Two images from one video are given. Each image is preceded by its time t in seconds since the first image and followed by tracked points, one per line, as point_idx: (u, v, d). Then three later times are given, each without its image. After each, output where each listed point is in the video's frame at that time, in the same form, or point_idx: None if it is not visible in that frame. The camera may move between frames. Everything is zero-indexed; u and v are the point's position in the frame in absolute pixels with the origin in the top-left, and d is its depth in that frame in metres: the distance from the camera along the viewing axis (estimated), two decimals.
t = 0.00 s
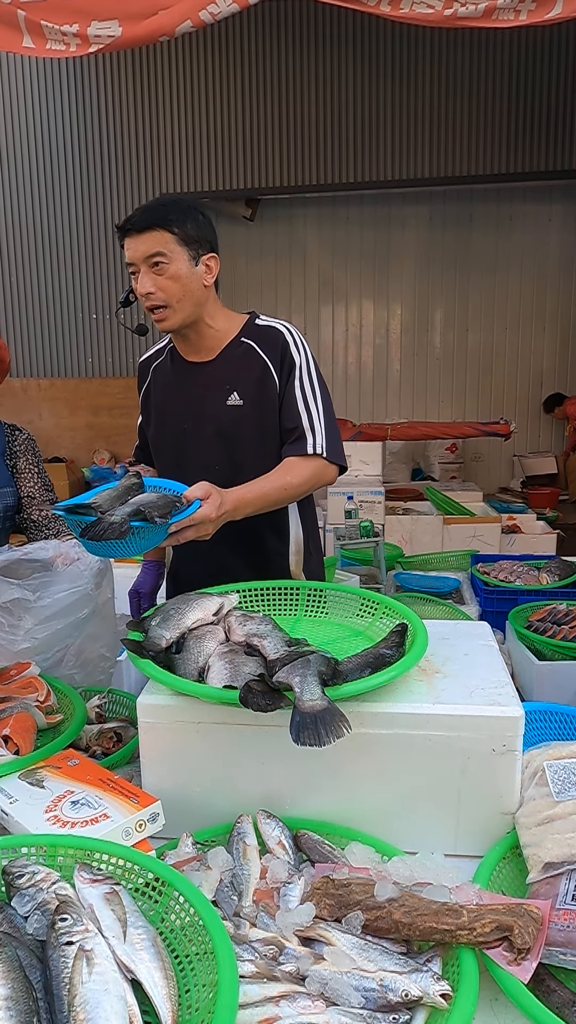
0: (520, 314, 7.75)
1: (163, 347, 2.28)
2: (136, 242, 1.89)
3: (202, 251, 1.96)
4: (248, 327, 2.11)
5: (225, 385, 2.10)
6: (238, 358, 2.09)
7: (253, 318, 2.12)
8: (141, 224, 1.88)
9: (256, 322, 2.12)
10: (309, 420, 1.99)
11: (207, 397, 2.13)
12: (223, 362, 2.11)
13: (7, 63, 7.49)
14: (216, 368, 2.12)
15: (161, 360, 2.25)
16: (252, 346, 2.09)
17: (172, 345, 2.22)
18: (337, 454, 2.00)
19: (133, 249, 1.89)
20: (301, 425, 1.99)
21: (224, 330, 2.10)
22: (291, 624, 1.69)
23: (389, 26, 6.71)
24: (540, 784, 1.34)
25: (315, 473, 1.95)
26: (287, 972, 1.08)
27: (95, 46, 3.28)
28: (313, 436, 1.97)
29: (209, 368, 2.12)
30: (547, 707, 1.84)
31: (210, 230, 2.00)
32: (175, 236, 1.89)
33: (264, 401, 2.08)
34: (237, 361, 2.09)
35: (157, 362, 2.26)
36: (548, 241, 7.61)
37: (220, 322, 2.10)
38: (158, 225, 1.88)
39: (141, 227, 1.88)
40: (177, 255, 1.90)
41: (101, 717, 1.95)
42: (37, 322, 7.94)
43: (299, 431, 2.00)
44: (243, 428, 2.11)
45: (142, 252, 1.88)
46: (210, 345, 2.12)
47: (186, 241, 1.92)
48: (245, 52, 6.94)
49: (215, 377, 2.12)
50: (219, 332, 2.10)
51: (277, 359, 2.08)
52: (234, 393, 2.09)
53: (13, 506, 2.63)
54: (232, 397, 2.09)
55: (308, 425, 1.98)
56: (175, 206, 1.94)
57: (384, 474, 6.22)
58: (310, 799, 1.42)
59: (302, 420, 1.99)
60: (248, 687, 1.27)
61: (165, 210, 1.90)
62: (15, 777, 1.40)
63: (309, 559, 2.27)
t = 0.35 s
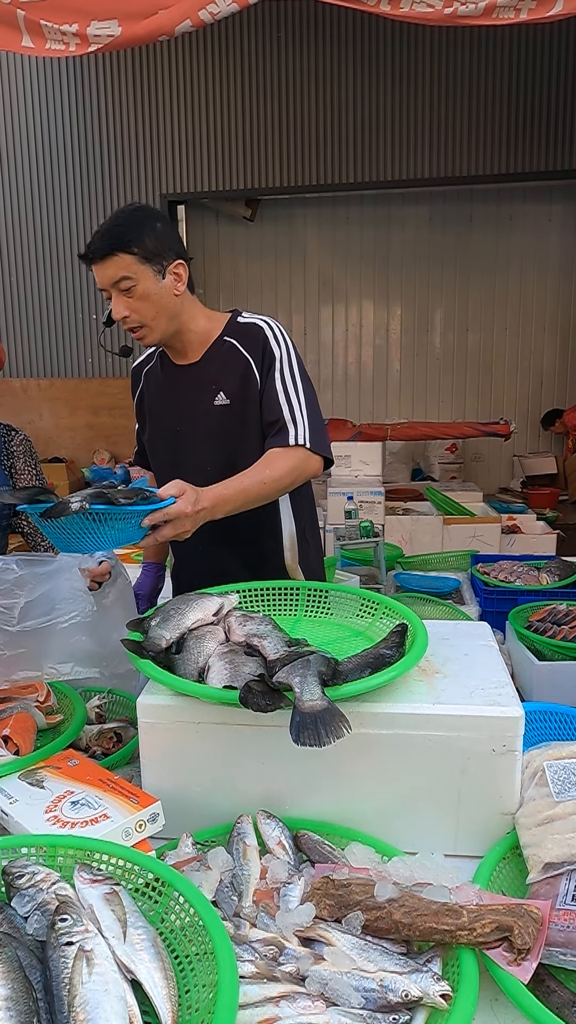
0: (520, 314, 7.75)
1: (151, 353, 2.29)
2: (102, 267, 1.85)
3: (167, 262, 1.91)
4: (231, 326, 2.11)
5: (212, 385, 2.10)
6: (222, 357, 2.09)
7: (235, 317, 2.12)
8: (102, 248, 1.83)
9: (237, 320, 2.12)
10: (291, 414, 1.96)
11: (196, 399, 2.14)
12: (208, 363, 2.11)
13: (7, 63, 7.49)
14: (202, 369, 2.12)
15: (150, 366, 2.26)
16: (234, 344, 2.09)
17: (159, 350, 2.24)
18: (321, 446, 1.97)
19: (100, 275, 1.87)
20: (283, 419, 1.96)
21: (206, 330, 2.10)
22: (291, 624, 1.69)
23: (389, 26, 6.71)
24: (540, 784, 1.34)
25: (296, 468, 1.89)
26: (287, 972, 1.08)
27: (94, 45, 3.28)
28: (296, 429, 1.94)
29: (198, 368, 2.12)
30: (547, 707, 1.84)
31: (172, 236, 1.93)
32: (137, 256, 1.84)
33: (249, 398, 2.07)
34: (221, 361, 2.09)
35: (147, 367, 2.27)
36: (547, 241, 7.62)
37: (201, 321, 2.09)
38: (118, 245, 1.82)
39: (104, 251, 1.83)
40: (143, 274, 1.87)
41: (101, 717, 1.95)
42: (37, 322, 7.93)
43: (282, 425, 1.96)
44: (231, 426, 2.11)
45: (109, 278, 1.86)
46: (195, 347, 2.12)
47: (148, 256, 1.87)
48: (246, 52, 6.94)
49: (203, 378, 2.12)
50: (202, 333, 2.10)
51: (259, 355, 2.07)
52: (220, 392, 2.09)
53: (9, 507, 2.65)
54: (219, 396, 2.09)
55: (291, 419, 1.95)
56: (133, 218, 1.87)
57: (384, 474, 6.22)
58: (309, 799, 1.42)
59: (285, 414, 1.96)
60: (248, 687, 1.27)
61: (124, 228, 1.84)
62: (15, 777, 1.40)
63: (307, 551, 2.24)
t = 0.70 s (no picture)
0: (520, 314, 7.75)
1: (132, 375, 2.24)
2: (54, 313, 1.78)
3: (113, 288, 1.82)
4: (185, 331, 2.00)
5: (175, 399, 2.03)
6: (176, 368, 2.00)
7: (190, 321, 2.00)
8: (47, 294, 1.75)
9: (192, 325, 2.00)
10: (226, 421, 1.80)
11: (169, 415, 2.09)
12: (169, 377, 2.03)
13: (7, 63, 7.49)
14: (165, 384, 2.05)
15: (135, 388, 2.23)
16: (183, 352, 1.98)
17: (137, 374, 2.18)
18: (263, 450, 1.77)
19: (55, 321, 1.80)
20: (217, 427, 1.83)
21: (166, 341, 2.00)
22: (291, 624, 1.69)
23: (389, 28, 6.71)
24: (540, 784, 1.35)
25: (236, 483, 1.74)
26: (287, 972, 1.08)
27: (95, 47, 3.28)
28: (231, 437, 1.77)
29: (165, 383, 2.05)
30: (547, 707, 1.84)
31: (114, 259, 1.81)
32: (83, 293, 1.76)
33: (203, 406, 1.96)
34: (175, 373, 2.01)
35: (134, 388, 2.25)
36: (548, 242, 7.62)
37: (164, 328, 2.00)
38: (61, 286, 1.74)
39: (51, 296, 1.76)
40: (95, 309, 1.80)
41: (101, 717, 1.95)
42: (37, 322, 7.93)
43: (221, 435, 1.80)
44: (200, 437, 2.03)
45: (63, 321, 1.80)
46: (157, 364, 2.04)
47: (95, 287, 1.78)
48: (245, 52, 6.93)
49: (168, 392, 2.05)
50: (163, 345, 1.99)
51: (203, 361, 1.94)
52: (182, 407, 2.02)
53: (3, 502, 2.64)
54: (182, 411, 2.02)
55: (225, 426, 1.79)
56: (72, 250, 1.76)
57: (384, 474, 6.22)
58: (310, 799, 1.42)
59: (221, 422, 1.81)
60: (248, 687, 1.27)
61: (63, 268, 1.74)
62: (15, 776, 1.40)
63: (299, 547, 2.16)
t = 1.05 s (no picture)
0: (520, 314, 7.74)
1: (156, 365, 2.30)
2: (105, 292, 1.78)
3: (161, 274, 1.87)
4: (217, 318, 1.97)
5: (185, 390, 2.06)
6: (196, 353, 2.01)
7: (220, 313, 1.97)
8: (92, 275, 1.75)
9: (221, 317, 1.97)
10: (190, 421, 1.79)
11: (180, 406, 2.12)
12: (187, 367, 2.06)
13: (7, 63, 7.49)
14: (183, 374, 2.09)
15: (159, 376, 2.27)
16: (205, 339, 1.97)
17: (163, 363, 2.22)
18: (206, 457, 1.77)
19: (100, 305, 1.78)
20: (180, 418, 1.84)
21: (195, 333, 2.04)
22: (291, 624, 1.69)
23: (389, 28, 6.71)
24: (540, 784, 1.35)
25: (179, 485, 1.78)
26: (287, 972, 1.08)
27: (96, 48, 3.28)
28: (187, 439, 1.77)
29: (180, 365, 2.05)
30: (547, 707, 1.84)
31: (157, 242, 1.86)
32: (135, 273, 1.78)
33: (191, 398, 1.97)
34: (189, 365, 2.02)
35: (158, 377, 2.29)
36: (548, 242, 7.62)
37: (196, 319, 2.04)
38: (112, 264, 1.75)
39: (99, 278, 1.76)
40: (142, 289, 1.81)
41: (100, 717, 1.95)
42: (37, 322, 7.93)
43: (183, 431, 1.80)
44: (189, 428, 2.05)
45: (113, 303, 1.80)
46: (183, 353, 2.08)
47: (148, 267, 1.81)
48: (245, 52, 6.93)
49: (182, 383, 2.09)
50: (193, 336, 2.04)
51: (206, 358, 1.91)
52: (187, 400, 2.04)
53: (4, 506, 2.65)
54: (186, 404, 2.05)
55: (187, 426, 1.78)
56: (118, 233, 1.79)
57: (384, 474, 6.21)
58: (310, 798, 1.42)
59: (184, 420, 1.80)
60: (248, 687, 1.27)
61: (112, 248, 1.76)
62: (15, 777, 1.40)
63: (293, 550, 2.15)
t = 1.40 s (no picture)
0: (520, 315, 7.75)
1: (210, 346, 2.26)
2: (204, 275, 1.72)
3: (261, 266, 1.84)
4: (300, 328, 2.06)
5: (274, 386, 2.09)
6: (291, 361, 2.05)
7: (308, 317, 2.07)
8: (195, 255, 1.71)
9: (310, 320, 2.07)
10: (354, 415, 1.89)
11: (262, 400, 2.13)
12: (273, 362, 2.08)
13: (7, 64, 7.49)
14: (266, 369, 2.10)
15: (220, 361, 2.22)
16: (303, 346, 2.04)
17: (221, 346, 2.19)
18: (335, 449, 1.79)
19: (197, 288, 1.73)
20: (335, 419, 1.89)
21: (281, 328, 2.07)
22: (291, 624, 1.69)
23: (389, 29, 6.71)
24: (540, 784, 1.35)
25: (338, 472, 1.77)
26: (287, 972, 1.08)
27: (96, 48, 3.28)
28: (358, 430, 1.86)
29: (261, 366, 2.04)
30: (547, 707, 1.84)
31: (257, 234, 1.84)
32: (242, 260, 1.75)
33: (312, 401, 2.03)
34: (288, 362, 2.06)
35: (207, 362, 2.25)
36: (547, 242, 7.62)
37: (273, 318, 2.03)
38: (222, 249, 1.71)
39: (202, 258, 1.71)
40: (246, 276, 1.78)
41: (100, 717, 1.96)
42: (37, 322, 7.92)
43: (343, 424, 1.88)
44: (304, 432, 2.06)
45: (211, 287, 1.74)
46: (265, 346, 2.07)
47: (249, 258, 1.79)
48: (245, 52, 6.93)
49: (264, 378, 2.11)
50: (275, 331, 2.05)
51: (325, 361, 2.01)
52: (283, 395, 2.07)
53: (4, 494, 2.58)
54: (280, 402, 2.08)
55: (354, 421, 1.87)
56: (224, 218, 1.76)
57: (384, 474, 6.20)
58: (310, 799, 1.42)
59: (346, 414, 1.89)
60: (248, 687, 1.27)
61: (222, 233, 1.73)
62: (15, 777, 1.40)
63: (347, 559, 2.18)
